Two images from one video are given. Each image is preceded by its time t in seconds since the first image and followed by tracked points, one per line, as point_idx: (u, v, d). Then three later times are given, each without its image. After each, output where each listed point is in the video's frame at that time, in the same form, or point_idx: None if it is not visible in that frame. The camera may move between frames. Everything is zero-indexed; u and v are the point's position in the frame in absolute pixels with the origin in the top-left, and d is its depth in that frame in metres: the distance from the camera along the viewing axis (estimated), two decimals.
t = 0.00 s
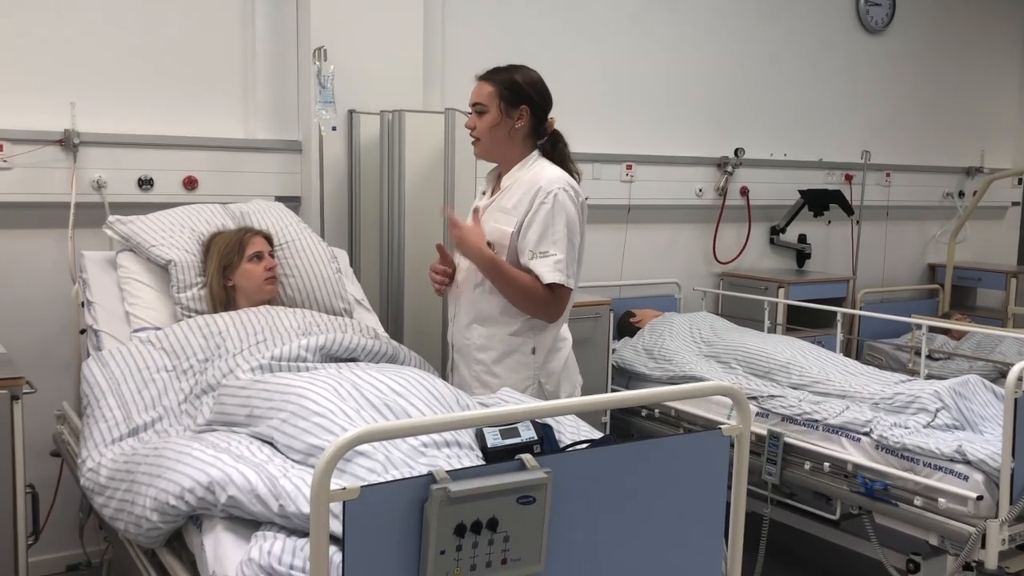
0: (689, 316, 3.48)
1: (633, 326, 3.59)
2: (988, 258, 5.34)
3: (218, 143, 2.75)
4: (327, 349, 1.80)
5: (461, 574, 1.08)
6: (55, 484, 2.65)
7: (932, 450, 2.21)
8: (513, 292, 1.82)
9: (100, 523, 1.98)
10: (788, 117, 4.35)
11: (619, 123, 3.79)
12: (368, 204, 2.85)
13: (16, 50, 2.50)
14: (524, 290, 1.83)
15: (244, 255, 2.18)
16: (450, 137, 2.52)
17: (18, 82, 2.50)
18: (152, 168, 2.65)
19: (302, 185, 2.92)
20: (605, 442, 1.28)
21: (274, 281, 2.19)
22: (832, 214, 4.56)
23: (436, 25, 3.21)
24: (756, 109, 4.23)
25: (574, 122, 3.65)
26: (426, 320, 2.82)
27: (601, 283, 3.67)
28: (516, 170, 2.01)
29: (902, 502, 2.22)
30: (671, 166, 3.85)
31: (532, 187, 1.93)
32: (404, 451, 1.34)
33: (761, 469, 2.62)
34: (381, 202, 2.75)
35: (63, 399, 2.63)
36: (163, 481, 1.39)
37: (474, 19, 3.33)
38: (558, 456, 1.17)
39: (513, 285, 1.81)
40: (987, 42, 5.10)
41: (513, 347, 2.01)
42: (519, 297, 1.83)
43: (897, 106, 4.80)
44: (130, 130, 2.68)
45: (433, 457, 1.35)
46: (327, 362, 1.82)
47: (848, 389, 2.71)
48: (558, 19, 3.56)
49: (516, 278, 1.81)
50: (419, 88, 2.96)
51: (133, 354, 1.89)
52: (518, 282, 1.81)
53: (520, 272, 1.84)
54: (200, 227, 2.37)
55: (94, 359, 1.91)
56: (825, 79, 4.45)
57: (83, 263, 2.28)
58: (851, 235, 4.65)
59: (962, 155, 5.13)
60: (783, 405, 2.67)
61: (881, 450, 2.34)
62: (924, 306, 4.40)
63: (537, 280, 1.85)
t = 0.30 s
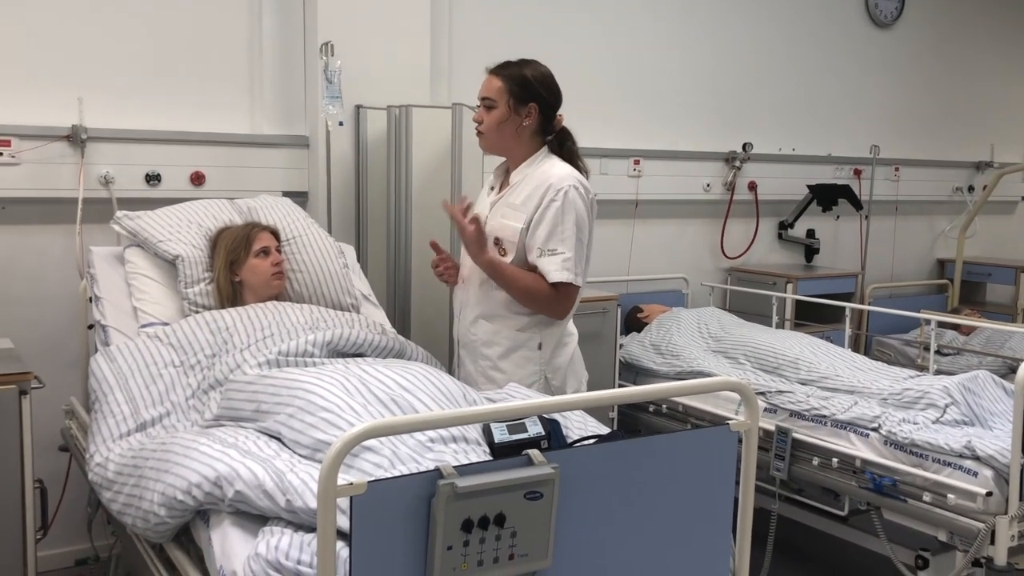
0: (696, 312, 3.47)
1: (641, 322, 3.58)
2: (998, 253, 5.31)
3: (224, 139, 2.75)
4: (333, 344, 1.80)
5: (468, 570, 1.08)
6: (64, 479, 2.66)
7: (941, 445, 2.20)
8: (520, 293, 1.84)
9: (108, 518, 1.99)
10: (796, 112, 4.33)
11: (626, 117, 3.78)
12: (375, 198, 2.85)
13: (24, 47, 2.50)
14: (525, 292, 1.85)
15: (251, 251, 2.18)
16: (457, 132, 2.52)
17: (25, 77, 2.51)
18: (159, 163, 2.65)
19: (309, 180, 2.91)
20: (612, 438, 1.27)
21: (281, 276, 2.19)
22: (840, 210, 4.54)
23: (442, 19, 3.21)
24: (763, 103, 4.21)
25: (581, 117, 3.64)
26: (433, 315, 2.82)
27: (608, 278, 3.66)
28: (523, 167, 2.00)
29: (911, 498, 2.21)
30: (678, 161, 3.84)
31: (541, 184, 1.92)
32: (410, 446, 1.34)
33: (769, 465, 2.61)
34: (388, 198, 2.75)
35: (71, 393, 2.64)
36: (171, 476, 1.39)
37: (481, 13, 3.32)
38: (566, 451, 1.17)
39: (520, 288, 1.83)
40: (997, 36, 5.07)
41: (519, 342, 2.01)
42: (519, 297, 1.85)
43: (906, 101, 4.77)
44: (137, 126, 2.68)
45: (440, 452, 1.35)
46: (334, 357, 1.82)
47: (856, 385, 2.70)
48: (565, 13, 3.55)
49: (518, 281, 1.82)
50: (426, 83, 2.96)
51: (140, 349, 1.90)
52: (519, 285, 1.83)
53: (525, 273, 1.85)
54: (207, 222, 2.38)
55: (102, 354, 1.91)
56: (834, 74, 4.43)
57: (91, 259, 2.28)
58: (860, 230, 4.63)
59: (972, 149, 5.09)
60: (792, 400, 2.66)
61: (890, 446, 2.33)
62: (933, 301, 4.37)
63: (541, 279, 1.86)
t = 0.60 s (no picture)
0: (701, 311, 3.46)
1: (645, 321, 3.58)
2: (1003, 252, 5.29)
3: (230, 138, 2.76)
4: (338, 342, 1.80)
5: (473, 569, 1.08)
6: (69, 477, 2.67)
7: (946, 445, 2.19)
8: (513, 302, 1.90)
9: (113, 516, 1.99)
10: (801, 111, 4.32)
11: (631, 116, 3.77)
12: (379, 197, 2.85)
13: (31, 46, 2.51)
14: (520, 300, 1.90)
15: (256, 249, 2.18)
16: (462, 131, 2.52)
17: (32, 76, 2.52)
18: (164, 162, 2.66)
19: (314, 179, 2.91)
20: (617, 436, 1.27)
21: (286, 275, 2.20)
22: (846, 209, 4.53)
23: (447, 18, 3.21)
24: (768, 102, 4.20)
25: (586, 115, 3.64)
26: (437, 313, 2.82)
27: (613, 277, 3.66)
28: (531, 165, 2.00)
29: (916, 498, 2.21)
30: (683, 160, 3.84)
31: (548, 184, 1.92)
32: (416, 444, 1.34)
33: (774, 464, 2.61)
34: (393, 197, 2.75)
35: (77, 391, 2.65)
36: (176, 474, 1.39)
37: (485, 12, 3.32)
38: (570, 450, 1.17)
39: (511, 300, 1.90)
40: (1003, 34, 5.05)
41: (525, 342, 2.01)
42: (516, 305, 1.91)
43: (911, 99, 4.76)
44: (142, 124, 2.69)
45: (445, 450, 1.35)
46: (339, 356, 1.82)
47: (861, 384, 2.70)
48: (570, 11, 3.54)
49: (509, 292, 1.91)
50: (430, 82, 2.96)
51: (146, 347, 1.90)
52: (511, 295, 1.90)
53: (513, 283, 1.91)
54: (212, 221, 2.38)
55: (107, 352, 1.92)
56: (839, 73, 4.42)
57: (96, 257, 2.29)
58: (864, 229, 4.62)
59: (977, 148, 5.08)
60: (796, 400, 2.66)
61: (895, 445, 2.32)
62: (938, 301, 4.36)
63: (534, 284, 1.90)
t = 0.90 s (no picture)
0: (702, 312, 3.47)
1: (646, 322, 3.58)
2: (1004, 254, 5.29)
3: (232, 139, 2.76)
4: (340, 342, 1.81)
5: (474, 568, 1.08)
6: (70, 476, 2.67)
7: (947, 446, 2.20)
8: (515, 304, 1.91)
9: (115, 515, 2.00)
10: (801, 113, 4.33)
11: (632, 117, 3.78)
12: (380, 198, 2.86)
13: (33, 47, 2.52)
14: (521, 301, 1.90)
15: (258, 250, 2.18)
16: (463, 132, 2.52)
17: (34, 77, 2.52)
18: (166, 162, 2.66)
19: (315, 179, 2.92)
20: (618, 437, 1.28)
21: (287, 275, 2.20)
22: (846, 210, 4.54)
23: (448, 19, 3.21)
24: (769, 103, 4.20)
25: (587, 116, 3.64)
26: (439, 314, 2.83)
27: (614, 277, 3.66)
28: (531, 167, 2.01)
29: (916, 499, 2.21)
30: (684, 161, 3.84)
31: (547, 185, 1.93)
32: (417, 445, 1.34)
33: (774, 465, 2.61)
34: (394, 197, 2.76)
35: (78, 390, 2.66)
36: (178, 474, 1.40)
37: (487, 13, 3.32)
38: (571, 450, 1.17)
39: (513, 302, 1.91)
40: (1004, 36, 5.05)
41: (525, 342, 2.01)
42: (516, 307, 1.91)
43: (911, 101, 4.76)
44: (144, 125, 2.69)
45: (446, 451, 1.35)
46: (341, 356, 1.83)
47: (862, 385, 2.70)
48: (571, 12, 3.55)
49: (511, 293, 1.91)
50: (432, 83, 2.97)
51: (148, 347, 1.91)
52: (512, 296, 1.91)
53: (514, 286, 1.91)
54: (213, 221, 2.39)
55: (109, 352, 1.92)
56: (839, 75, 4.42)
57: (98, 257, 2.29)
58: (865, 230, 4.62)
59: (978, 150, 5.08)
60: (797, 401, 2.66)
61: (896, 447, 2.32)
62: (939, 302, 4.37)
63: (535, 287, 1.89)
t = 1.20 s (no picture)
0: (701, 313, 3.47)
1: (645, 323, 3.59)
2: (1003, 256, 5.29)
3: (232, 139, 2.77)
4: (339, 342, 1.81)
5: (473, 569, 1.08)
6: (69, 477, 2.66)
7: (946, 448, 2.19)
8: (514, 302, 1.91)
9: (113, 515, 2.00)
10: (801, 114, 4.33)
11: (632, 118, 3.78)
12: (380, 199, 2.86)
13: (35, 46, 2.52)
14: (520, 299, 1.90)
15: (257, 250, 2.18)
16: (463, 133, 2.52)
17: (34, 77, 2.52)
18: (166, 162, 2.66)
19: (315, 180, 2.92)
20: (617, 438, 1.28)
21: (287, 276, 2.20)
22: (846, 212, 4.54)
23: (449, 20, 3.21)
24: (769, 104, 4.20)
25: (587, 118, 3.64)
26: (439, 315, 2.83)
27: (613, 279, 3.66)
28: (533, 170, 2.01)
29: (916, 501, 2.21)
30: (684, 162, 3.84)
31: (547, 185, 1.93)
32: (416, 445, 1.34)
33: (774, 467, 2.61)
34: (394, 198, 2.76)
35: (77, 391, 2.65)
36: (177, 474, 1.40)
37: (487, 14, 3.32)
38: (570, 452, 1.17)
39: (512, 300, 1.91)
40: (1004, 39, 5.06)
41: (523, 343, 2.01)
42: (515, 305, 1.91)
43: (911, 103, 4.76)
44: (144, 125, 2.69)
45: (445, 451, 1.35)
46: (340, 356, 1.82)
47: (861, 387, 2.70)
48: (572, 13, 3.55)
49: (510, 291, 1.91)
50: (433, 84, 2.97)
51: (147, 347, 1.90)
52: (512, 294, 1.91)
53: (515, 284, 1.91)
54: (213, 222, 2.39)
55: (109, 352, 1.92)
56: (840, 77, 4.43)
57: (98, 257, 2.29)
58: (865, 232, 4.63)
59: (978, 152, 5.09)
60: (796, 402, 2.66)
61: (895, 449, 2.32)
62: (938, 305, 4.37)
63: (536, 285, 1.89)
